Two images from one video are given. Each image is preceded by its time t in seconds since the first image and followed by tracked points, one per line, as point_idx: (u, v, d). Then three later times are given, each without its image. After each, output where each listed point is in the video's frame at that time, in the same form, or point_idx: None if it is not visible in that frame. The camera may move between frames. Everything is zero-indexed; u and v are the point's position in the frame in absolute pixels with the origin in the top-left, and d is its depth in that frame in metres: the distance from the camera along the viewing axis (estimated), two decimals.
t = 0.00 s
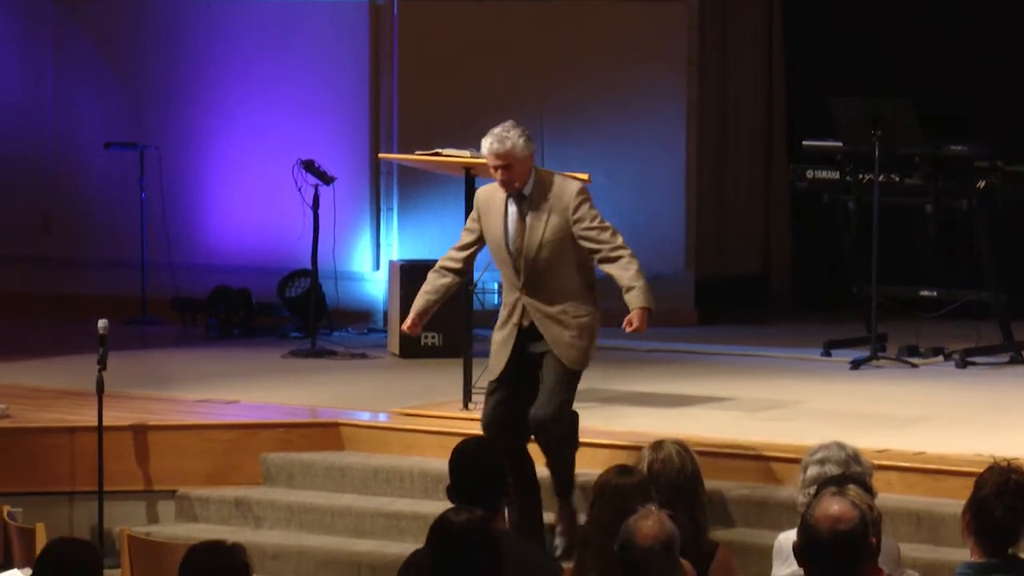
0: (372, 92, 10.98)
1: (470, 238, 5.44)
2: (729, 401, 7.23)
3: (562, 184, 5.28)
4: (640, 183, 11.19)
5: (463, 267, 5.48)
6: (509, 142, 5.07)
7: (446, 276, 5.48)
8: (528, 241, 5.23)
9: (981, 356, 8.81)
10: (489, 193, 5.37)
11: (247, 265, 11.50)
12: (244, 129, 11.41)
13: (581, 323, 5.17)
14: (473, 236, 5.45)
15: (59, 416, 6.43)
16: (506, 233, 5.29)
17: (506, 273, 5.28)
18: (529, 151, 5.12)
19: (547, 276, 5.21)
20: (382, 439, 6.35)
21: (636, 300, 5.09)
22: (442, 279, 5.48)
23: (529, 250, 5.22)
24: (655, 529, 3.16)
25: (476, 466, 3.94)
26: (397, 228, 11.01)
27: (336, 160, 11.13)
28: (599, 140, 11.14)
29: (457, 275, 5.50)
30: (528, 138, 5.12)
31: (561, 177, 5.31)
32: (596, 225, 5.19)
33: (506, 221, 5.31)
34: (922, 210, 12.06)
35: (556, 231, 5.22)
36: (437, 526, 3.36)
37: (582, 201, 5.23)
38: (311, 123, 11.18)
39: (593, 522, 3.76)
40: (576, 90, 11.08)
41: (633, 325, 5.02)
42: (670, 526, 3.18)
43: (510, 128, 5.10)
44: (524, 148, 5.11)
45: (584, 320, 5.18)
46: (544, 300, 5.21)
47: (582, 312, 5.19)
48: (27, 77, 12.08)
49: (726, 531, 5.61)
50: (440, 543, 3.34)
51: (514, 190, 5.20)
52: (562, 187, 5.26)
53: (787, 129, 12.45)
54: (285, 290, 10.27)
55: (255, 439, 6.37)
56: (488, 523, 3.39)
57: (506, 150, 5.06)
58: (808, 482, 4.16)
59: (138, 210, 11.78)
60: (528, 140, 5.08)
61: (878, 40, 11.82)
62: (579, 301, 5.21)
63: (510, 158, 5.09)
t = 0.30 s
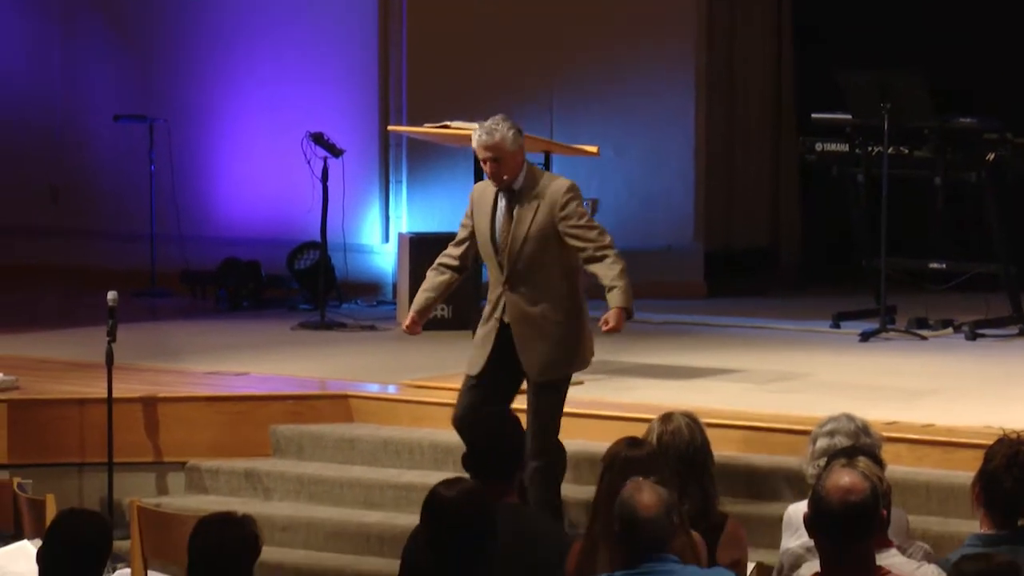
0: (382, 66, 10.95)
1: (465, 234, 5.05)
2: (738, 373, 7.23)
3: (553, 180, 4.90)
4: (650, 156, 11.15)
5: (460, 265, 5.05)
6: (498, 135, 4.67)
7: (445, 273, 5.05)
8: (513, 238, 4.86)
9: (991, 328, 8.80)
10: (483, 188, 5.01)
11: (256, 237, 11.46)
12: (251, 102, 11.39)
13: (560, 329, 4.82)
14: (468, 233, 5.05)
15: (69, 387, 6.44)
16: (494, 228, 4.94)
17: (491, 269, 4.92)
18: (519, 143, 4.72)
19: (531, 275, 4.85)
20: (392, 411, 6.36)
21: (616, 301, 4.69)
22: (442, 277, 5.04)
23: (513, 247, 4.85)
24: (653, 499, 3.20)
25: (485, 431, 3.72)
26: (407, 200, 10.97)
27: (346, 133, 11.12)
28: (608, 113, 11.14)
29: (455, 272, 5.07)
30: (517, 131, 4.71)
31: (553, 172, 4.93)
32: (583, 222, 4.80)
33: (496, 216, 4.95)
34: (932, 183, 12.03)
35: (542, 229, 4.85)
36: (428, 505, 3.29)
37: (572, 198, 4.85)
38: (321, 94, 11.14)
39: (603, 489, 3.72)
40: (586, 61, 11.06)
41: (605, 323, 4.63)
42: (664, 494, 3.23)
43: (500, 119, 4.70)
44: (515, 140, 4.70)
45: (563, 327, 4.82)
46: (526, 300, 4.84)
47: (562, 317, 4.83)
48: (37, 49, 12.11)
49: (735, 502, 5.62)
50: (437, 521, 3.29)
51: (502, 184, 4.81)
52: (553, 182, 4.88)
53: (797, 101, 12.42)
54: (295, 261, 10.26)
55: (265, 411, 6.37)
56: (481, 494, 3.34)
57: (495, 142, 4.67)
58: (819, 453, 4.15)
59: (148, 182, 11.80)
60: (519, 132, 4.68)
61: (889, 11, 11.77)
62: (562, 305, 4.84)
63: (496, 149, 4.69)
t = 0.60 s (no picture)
0: (394, 44, 10.85)
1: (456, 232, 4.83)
2: (750, 348, 7.22)
3: (547, 182, 4.71)
4: (659, 137, 11.19)
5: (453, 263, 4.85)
6: (491, 137, 4.45)
7: (439, 271, 4.84)
8: (503, 240, 4.67)
9: (1004, 304, 8.77)
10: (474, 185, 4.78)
11: (269, 214, 11.46)
12: (262, 78, 11.36)
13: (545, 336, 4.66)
14: (460, 231, 4.84)
15: (82, 363, 6.45)
16: (484, 228, 4.74)
17: (480, 271, 4.73)
18: (513, 146, 4.50)
19: (520, 278, 4.67)
20: (402, 387, 6.37)
21: (581, 307, 4.51)
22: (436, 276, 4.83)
23: (502, 250, 4.66)
24: (659, 475, 3.24)
25: (493, 412, 3.65)
26: (419, 175, 10.97)
27: (356, 108, 11.06)
28: (620, 88, 11.12)
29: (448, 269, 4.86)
30: (511, 133, 4.49)
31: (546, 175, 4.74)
32: (572, 230, 4.63)
33: (486, 217, 4.75)
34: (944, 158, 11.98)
35: (533, 232, 4.67)
36: (431, 485, 3.31)
37: (565, 203, 4.67)
38: (332, 71, 11.09)
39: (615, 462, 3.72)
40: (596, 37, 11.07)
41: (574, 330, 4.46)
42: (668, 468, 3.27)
43: (494, 120, 4.47)
44: (508, 143, 4.49)
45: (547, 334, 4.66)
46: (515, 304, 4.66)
47: (547, 326, 4.68)
48: (49, 25, 12.08)
49: (747, 478, 5.61)
50: (436, 496, 3.30)
51: (494, 186, 4.60)
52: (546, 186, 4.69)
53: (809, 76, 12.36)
54: (307, 238, 10.28)
55: (277, 387, 6.38)
56: (481, 469, 3.35)
57: (488, 145, 4.45)
58: (831, 430, 4.13)
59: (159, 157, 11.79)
60: (513, 135, 4.46)
61: None
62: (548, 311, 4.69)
63: (490, 152, 4.47)
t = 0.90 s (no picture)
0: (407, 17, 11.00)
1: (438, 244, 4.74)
2: (764, 323, 7.20)
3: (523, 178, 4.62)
4: (675, 109, 11.12)
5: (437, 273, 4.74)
6: (463, 139, 4.39)
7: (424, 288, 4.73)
8: (486, 242, 4.59)
9: (1020, 279, 8.72)
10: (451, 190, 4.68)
11: (284, 189, 11.49)
12: (278, 52, 11.43)
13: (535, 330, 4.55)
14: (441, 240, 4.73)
15: (96, 338, 6.46)
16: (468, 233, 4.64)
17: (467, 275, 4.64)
18: (485, 146, 4.43)
19: (508, 276, 4.60)
20: (416, 362, 6.37)
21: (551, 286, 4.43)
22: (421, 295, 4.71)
23: (488, 251, 4.58)
24: (672, 452, 3.23)
25: (501, 399, 3.63)
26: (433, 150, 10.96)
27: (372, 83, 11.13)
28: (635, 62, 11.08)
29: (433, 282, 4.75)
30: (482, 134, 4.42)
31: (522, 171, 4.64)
32: (553, 220, 4.53)
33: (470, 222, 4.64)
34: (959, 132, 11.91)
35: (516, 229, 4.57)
36: (441, 459, 3.32)
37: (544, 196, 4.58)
38: (346, 44, 11.19)
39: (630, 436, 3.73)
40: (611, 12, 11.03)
41: (538, 304, 4.37)
42: (681, 444, 3.26)
43: (464, 124, 4.40)
44: (481, 142, 4.42)
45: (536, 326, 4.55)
46: (506, 303, 4.58)
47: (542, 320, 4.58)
48: None
49: (762, 453, 5.60)
50: (448, 472, 3.31)
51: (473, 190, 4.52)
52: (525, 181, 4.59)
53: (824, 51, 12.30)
54: (321, 212, 10.26)
55: (292, 361, 6.38)
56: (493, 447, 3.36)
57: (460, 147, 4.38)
58: (846, 405, 4.11)
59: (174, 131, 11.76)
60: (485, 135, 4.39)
61: None
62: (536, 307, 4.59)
63: (464, 154, 4.39)
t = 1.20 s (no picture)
0: None
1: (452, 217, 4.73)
2: (789, 299, 7.17)
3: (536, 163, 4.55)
4: (700, 85, 11.10)
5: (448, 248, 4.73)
6: (480, 124, 4.34)
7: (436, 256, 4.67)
8: (489, 224, 4.57)
9: None
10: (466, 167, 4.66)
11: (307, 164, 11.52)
12: (303, 27, 11.46)
13: (528, 317, 4.48)
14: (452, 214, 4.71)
15: (121, 314, 6.47)
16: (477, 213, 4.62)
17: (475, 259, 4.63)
18: (499, 131, 4.39)
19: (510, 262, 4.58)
20: (441, 337, 6.36)
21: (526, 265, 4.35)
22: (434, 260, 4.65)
23: (492, 235, 4.57)
24: (696, 428, 3.22)
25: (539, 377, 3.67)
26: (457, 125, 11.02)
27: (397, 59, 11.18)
28: (659, 38, 11.06)
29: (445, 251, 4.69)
30: (501, 120, 4.40)
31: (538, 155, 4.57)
32: (551, 210, 4.47)
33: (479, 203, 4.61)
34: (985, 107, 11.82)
35: (518, 215, 4.54)
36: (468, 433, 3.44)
37: (552, 184, 4.51)
38: (371, 20, 11.21)
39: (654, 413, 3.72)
40: None
41: (498, 280, 4.28)
42: (706, 420, 3.25)
43: (482, 108, 4.36)
44: (497, 127, 4.39)
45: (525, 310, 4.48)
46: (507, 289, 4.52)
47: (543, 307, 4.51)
48: None
49: (786, 429, 5.58)
50: (473, 445, 3.44)
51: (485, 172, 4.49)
52: (535, 167, 4.52)
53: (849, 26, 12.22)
54: (346, 188, 10.26)
55: (317, 337, 6.38)
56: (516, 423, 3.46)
57: (476, 132, 4.34)
58: (871, 380, 4.09)
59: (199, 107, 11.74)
60: (502, 120, 4.36)
61: None
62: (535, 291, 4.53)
63: (476, 139, 4.36)
